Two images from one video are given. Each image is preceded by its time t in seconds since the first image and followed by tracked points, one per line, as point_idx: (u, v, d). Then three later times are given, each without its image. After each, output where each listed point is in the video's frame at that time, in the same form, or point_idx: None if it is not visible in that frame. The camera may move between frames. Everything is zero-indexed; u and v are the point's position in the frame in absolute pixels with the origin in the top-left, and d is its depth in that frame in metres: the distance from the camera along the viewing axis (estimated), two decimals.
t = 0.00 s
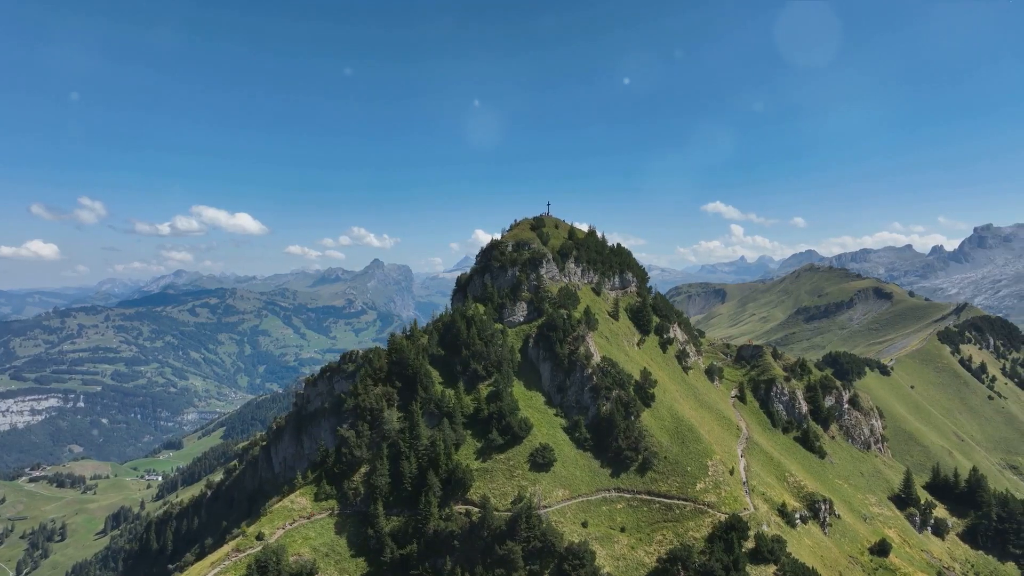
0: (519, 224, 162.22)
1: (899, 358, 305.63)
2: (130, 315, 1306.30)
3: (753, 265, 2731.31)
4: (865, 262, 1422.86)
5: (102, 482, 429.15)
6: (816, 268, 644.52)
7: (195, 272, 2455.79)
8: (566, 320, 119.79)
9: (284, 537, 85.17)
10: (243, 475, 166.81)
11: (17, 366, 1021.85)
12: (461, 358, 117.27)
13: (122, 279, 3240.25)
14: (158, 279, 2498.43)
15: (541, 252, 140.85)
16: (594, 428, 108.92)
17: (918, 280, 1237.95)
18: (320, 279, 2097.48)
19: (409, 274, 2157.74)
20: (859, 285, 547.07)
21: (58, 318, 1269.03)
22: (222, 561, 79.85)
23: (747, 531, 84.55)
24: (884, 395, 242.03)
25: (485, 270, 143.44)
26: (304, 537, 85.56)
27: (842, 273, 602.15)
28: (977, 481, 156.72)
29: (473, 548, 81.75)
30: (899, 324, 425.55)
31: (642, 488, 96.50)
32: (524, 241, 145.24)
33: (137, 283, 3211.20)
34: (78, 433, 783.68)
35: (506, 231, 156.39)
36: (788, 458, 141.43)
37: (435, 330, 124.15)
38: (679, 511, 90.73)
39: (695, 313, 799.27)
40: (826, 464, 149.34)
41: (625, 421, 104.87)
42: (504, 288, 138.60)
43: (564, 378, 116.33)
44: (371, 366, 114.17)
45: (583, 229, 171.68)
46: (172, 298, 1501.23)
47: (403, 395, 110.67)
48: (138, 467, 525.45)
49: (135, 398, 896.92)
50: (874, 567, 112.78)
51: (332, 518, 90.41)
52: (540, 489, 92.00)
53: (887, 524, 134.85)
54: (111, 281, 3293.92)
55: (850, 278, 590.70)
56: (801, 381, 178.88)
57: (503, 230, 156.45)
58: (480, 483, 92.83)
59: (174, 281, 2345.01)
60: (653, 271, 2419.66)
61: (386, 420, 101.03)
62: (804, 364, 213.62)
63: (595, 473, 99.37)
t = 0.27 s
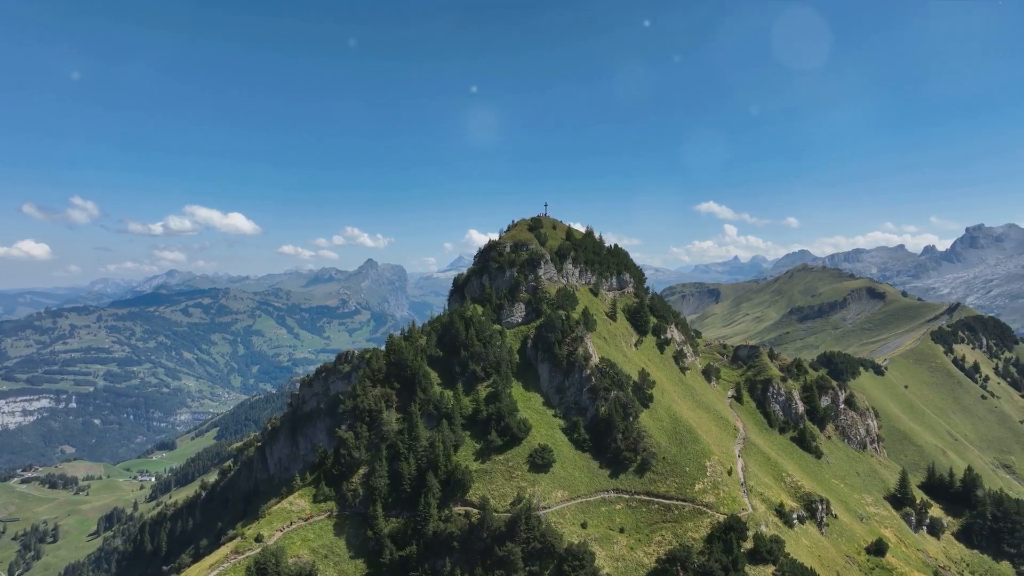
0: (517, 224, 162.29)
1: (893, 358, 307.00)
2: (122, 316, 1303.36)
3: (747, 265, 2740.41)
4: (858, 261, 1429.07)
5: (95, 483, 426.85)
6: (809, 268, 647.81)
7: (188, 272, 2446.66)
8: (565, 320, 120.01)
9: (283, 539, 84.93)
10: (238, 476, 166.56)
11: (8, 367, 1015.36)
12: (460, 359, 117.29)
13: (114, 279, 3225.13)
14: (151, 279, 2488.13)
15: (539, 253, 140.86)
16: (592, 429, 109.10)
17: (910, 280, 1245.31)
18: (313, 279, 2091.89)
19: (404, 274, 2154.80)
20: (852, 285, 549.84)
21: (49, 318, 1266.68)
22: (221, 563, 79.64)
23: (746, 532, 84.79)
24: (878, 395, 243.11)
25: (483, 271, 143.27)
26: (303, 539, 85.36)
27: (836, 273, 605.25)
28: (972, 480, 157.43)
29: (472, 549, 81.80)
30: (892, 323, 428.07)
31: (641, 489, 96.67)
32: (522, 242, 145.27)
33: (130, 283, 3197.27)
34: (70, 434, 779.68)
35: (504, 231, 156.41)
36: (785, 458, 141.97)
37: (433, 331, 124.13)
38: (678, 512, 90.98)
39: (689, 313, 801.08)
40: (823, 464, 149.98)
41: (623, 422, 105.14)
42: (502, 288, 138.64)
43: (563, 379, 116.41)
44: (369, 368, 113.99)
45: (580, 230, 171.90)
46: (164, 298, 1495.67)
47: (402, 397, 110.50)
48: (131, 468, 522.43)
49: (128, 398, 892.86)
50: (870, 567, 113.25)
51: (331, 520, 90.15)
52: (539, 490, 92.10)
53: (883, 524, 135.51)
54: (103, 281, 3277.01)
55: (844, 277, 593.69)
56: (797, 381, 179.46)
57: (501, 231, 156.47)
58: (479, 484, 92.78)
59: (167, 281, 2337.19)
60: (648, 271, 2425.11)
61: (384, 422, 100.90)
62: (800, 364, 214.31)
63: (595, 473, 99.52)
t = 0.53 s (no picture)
0: (515, 225, 162.32)
1: (887, 357, 308.45)
2: (114, 316, 1296.49)
3: (742, 265, 2748.27)
4: (850, 261, 1434.16)
5: (87, 484, 424.23)
6: (803, 268, 650.11)
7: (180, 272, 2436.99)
8: (563, 321, 120.16)
9: (282, 541, 84.75)
10: (232, 477, 165.87)
11: None
12: (458, 360, 117.30)
13: (107, 279, 3208.29)
14: (144, 279, 2477.03)
15: (537, 254, 141.03)
16: (591, 430, 109.23)
17: (902, 280, 1251.47)
18: (307, 279, 2085.00)
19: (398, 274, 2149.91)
20: (845, 285, 552.27)
21: (41, 318, 1259.05)
22: (220, 565, 79.43)
23: (745, 532, 84.99)
24: (872, 394, 244.24)
25: (481, 272, 143.14)
26: (302, 541, 85.11)
27: (829, 273, 607.83)
28: (966, 480, 158.25)
29: (472, 551, 81.78)
30: (885, 323, 430.37)
31: (640, 489, 96.83)
32: (520, 243, 145.18)
33: (123, 283, 3182.39)
34: (62, 434, 775.88)
35: (502, 232, 156.50)
36: (781, 458, 142.51)
37: (432, 332, 124.09)
38: (677, 512, 91.19)
39: (683, 313, 802.31)
40: (820, 464, 150.53)
41: (622, 422, 105.43)
42: (500, 289, 138.57)
43: (561, 379, 116.54)
44: (367, 369, 113.77)
45: (577, 230, 172.06)
46: (157, 297, 1489.80)
47: (400, 398, 110.40)
48: (124, 469, 519.42)
49: (120, 399, 888.63)
50: (867, 566, 113.78)
51: (330, 521, 89.99)
52: (538, 491, 92.17)
53: (879, 523, 136.08)
54: (95, 282, 3259.27)
55: (837, 278, 596.31)
56: (794, 381, 180.02)
57: (499, 231, 156.57)
58: (479, 485, 92.74)
59: (160, 281, 2329.02)
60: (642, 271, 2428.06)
61: (383, 423, 100.82)
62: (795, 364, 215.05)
63: (593, 474, 99.71)
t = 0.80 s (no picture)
0: (512, 226, 162.43)
1: (881, 357, 310.05)
2: (106, 316, 1291.51)
3: (736, 265, 2757.37)
4: (843, 261, 1440.10)
5: (80, 485, 421.67)
6: (796, 268, 652.57)
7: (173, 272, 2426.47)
8: (562, 322, 120.49)
9: (281, 542, 84.55)
10: (227, 478, 165.29)
11: None
12: (457, 361, 117.29)
13: (99, 279, 3193.22)
14: (136, 279, 2466.52)
15: (535, 255, 141.14)
16: (589, 430, 109.55)
17: (895, 280, 1258.67)
18: (300, 279, 2078.36)
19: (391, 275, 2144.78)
20: (839, 285, 554.76)
21: (32, 318, 1252.45)
22: (218, 567, 79.15)
23: (743, 532, 85.32)
24: (867, 394, 245.75)
25: (480, 272, 142.95)
26: (301, 542, 84.93)
27: (822, 273, 610.33)
28: (962, 480, 158.93)
29: (471, 552, 81.80)
30: (879, 323, 432.68)
31: (638, 490, 97.04)
32: (518, 244, 145.04)
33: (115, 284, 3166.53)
34: (54, 435, 771.64)
35: (500, 233, 156.53)
36: (778, 458, 142.94)
37: (430, 333, 123.88)
38: (675, 513, 91.42)
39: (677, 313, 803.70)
40: (816, 464, 151.13)
41: (620, 423, 105.84)
42: (498, 290, 138.51)
43: (560, 380, 116.59)
44: (366, 370, 113.64)
45: (575, 231, 172.34)
46: (150, 298, 1483.60)
47: (399, 399, 110.31)
48: (117, 469, 516.12)
49: (113, 399, 885.00)
50: (864, 566, 114.27)
51: (329, 522, 89.74)
52: (538, 492, 92.26)
53: (875, 523, 136.77)
54: (88, 282, 3240.50)
55: (830, 278, 598.88)
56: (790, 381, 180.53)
57: (497, 232, 156.49)
58: (478, 486, 92.79)
59: (153, 281, 2321.30)
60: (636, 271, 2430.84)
61: (382, 424, 100.57)
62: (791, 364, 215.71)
63: (592, 475, 99.75)
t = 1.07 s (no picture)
0: (510, 227, 162.51)
1: (875, 357, 311.61)
2: (99, 316, 1286.01)
3: (730, 265, 2764.46)
4: (836, 261, 1445.43)
5: (72, 486, 419.01)
6: (790, 268, 655.31)
7: (166, 271, 2414.94)
8: (560, 323, 120.62)
9: (280, 544, 84.32)
10: (221, 479, 164.53)
11: None
12: (456, 362, 117.36)
13: (92, 279, 3175.37)
14: (129, 278, 2453.96)
15: (533, 256, 141.32)
16: (588, 431, 109.58)
17: (888, 280, 1264.97)
18: (294, 279, 2071.02)
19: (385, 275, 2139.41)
20: (832, 285, 557.26)
21: (24, 318, 1245.89)
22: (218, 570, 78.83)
23: (742, 533, 85.50)
24: (861, 394, 247.01)
25: (478, 273, 142.92)
26: (299, 544, 84.72)
27: (816, 273, 612.99)
28: (956, 479, 159.89)
29: (470, 553, 81.83)
30: (872, 323, 434.88)
31: (637, 491, 97.17)
32: (516, 244, 145.12)
33: (107, 283, 3148.99)
34: (46, 435, 766.94)
35: (498, 234, 156.58)
36: (775, 458, 143.47)
37: (428, 333, 123.84)
38: (674, 514, 91.67)
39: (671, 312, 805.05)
40: (812, 464, 151.79)
41: (619, 425, 105.91)
42: (496, 291, 138.45)
43: (558, 381, 116.75)
44: (364, 371, 113.63)
45: (572, 232, 172.52)
46: (143, 298, 1476.39)
47: (397, 400, 110.26)
48: (109, 470, 512.93)
49: (105, 400, 880.67)
50: (861, 566, 114.75)
51: (327, 524, 89.63)
52: (537, 493, 92.33)
53: (871, 523, 137.36)
54: (79, 283, 3224.19)
55: (823, 278, 601.59)
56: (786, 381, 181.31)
57: (495, 233, 156.60)
58: (477, 487, 92.71)
59: (145, 280, 2311.97)
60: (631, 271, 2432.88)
61: (381, 425, 100.39)
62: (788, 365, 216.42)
63: (591, 476, 99.92)
